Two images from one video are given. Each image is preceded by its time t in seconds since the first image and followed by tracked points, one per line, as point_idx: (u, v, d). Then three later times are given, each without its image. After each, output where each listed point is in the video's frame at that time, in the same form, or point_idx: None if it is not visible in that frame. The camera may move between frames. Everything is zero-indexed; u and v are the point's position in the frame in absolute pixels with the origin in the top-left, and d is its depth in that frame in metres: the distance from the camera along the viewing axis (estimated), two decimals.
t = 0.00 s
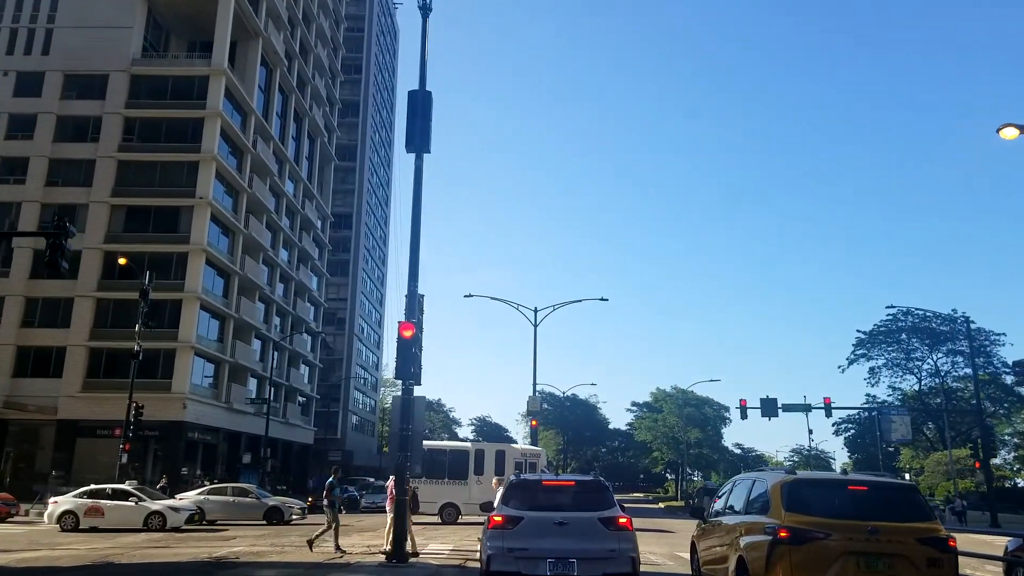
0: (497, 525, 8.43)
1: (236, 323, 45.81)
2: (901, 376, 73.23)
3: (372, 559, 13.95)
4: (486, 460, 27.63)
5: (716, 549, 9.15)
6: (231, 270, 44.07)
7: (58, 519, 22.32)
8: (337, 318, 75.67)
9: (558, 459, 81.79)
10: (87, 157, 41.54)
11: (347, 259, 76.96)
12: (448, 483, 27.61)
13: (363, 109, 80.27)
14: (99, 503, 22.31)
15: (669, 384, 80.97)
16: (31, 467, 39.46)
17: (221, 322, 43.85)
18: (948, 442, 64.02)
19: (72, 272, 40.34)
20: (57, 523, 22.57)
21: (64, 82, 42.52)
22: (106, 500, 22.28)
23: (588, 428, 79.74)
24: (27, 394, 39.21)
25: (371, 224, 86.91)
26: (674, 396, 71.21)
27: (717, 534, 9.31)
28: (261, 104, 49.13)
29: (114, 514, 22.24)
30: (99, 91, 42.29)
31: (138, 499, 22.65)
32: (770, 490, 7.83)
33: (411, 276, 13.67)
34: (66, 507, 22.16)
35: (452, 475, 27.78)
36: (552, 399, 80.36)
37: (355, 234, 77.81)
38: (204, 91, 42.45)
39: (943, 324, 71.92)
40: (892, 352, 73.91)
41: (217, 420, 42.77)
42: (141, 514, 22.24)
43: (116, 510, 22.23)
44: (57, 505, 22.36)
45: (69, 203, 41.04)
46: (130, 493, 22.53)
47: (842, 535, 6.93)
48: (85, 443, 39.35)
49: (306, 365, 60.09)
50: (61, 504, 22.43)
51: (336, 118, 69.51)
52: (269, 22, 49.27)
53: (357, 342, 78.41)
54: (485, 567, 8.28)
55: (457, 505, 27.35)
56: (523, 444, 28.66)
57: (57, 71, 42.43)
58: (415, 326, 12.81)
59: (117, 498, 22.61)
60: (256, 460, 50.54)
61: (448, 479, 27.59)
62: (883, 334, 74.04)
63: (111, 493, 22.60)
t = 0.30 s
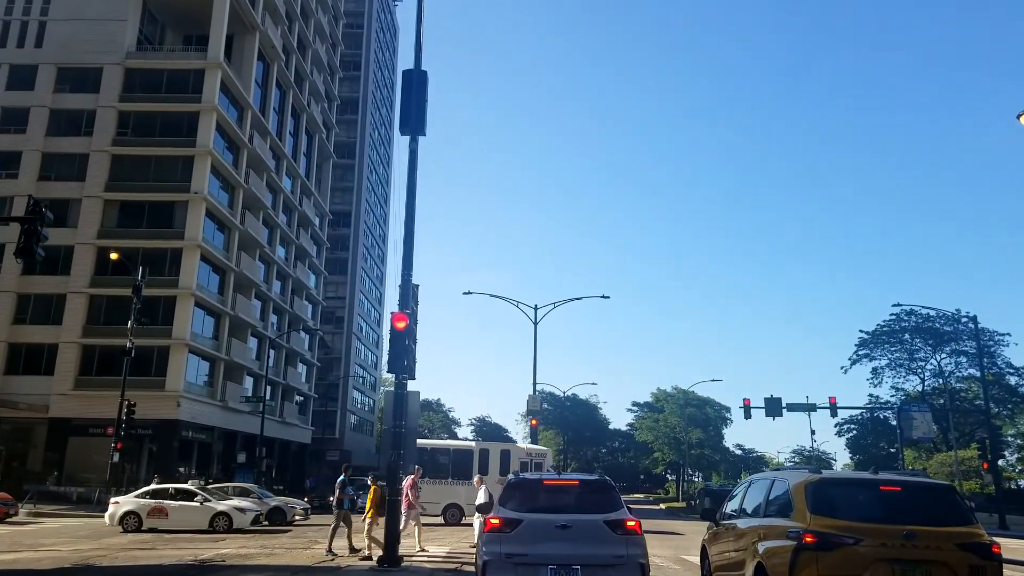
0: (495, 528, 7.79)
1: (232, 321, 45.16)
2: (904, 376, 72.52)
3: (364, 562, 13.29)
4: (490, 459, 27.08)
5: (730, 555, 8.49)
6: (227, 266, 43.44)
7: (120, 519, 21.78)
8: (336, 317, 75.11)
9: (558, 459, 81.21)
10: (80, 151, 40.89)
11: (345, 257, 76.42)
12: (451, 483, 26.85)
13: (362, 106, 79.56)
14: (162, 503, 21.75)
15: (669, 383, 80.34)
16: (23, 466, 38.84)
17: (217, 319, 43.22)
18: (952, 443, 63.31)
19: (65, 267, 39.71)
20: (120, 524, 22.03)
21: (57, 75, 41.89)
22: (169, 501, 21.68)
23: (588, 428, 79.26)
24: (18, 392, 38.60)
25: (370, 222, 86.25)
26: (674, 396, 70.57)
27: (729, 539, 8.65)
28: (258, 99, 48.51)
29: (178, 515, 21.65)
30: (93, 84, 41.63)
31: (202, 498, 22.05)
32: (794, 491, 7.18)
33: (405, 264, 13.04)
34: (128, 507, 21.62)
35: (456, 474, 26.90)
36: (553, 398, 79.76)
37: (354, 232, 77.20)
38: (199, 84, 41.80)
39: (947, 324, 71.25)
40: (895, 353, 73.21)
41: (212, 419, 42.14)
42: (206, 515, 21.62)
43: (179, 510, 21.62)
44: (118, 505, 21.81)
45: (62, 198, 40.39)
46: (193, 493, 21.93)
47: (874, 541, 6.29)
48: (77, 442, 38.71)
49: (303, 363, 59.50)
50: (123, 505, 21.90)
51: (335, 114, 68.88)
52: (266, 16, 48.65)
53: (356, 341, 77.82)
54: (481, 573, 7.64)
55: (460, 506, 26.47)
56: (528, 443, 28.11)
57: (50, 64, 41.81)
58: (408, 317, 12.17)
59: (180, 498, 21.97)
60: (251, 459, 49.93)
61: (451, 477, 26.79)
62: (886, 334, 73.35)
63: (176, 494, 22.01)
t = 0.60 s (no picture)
0: (492, 530, 7.26)
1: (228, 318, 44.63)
2: (908, 375, 71.84)
3: (358, 565, 12.72)
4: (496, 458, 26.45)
5: (745, 559, 7.93)
6: (223, 263, 42.89)
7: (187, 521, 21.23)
8: (335, 315, 74.61)
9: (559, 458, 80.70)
10: (74, 146, 40.35)
11: (344, 255, 75.84)
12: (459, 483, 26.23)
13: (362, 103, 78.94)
14: (230, 503, 21.38)
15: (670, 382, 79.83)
16: (17, 465, 38.32)
17: (213, 316, 42.69)
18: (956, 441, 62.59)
19: (59, 264, 39.19)
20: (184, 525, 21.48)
21: (51, 70, 41.35)
22: (237, 500, 21.34)
23: (589, 428, 78.82)
24: (11, 389, 38.07)
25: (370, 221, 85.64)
26: (676, 395, 69.98)
27: (744, 540, 8.07)
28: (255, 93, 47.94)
29: (247, 515, 21.26)
30: (87, 79, 41.09)
31: (269, 499, 21.74)
32: (817, 489, 6.62)
33: (399, 254, 12.50)
34: (197, 507, 21.13)
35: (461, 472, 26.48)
36: (553, 398, 79.36)
37: (353, 229, 76.65)
38: (195, 78, 41.24)
39: (951, 322, 70.60)
40: (899, 351, 72.53)
41: (208, 418, 41.61)
42: (277, 514, 21.30)
43: (248, 511, 21.29)
44: (185, 506, 21.31)
45: (55, 194, 39.85)
46: (260, 493, 21.61)
47: (907, 544, 5.73)
48: (71, 441, 38.18)
49: (302, 362, 59.01)
50: (190, 505, 21.39)
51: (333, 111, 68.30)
52: (263, 10, 48.05)
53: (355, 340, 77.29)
54: None
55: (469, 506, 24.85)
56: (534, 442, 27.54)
57: (44, 58, 41.28)
58: (403, 308, 11.64)
59: (247, 498, 21.65)
60: (248, 458, 49.38)
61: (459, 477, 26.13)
62: (890, 332, 72.68)
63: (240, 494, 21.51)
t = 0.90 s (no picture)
0: (489, 529, 6.78)
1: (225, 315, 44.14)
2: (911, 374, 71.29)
3: (351, 567, 12.24)
4: (500, 456, 25.97)
5: (758, 563, 7.46)
6: (220, 259, 42.43)
7: (257, 519, 20.71)
8: (334, 313, 74.22)
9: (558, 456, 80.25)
10: (69, 140, 39.88)
11: (343, 252, 75.38)
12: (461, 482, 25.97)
13: (361, 99, 78.38)
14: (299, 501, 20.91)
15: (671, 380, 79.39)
16: (10, 463, 37.86)
17: (209, 313, 42.20)
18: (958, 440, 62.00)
19: (53, 259, 38.73)
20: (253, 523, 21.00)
21: (46, 63, 40.87)
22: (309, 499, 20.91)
23: (589, 427, 78.43)
24: (4, 386, 37.58)
25: (370, 219, 85.15)
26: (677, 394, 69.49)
27: (758, 543, 7.59)
28: (253, 88, 47.46)
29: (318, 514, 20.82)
30: (83, 72, 40.62)
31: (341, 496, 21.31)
32: (842, 488, 6.14)
33: (394, 244, 12.04)
34: (266, 506, 20.62)
35: (466, 471, 26.03)
36: (553, 396, 79.00)
37: (353, 227, 76.15)
38: (191, 71, 40.75)
39: (954, 321, 70.05)
40: (901, 350, 71.97)
41: (204, 415, 41.17)
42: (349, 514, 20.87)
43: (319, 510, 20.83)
44: (254, 504, 20.82)
45: (50, 188, 39.37)
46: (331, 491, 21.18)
47: (941, 549, 5.26)
48: (65, 438, 37.75)
49: (301, 359, 58.62)
50: (259, 502, 20.90)
51: (333, 107, 67.73)
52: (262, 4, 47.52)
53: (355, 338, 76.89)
54: None
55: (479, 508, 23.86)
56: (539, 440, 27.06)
57: (39, 51, 40.79)
58: (398, 299, 11.14)
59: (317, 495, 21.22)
60: (245, 456, 48.89)
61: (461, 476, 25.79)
62: (892, 331, 72.12)
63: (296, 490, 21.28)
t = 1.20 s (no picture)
0: (485, 531, 6.39)
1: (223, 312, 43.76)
2: (913, 372, 70.87)
3: (346, 569, 11.85)
4: (503, 455, 25.57)
5: (772, 565, 7.07)
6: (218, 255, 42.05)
7: (330, 518, 20.09)
8: (333, 311, 73.85)
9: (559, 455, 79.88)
10: (65, 135, 39.47)
11: (343, 250, 75.03)
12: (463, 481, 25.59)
13: (361, 96, 77.87)
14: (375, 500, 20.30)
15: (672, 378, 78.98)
16: (6, 461, 37.50)
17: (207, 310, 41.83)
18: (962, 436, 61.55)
19: (49, 255, 38.35)
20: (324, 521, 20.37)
21: (42, 57, 40.48)
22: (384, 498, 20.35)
23: (590, 425, 78.12)
24: None
25: (370, 217, 84.75)
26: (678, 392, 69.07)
27: (771, 543, 7.20)
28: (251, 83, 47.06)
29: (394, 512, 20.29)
30: (79, 67, 40.22)
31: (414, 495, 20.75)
32: (865, 484, 5.75)
33: (390, 234, 11.67)
34: (341, 504, 20.01)
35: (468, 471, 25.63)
36: (553, 394, 78.72)
37: (352, 224, 75.73)
38: (188, 66, 40.35)
39: (957, 318, 69.61)
40: (904, 348, 71.55)
41: (202, 413, 40.78)
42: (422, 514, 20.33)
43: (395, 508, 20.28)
44: (328, 502, 20.10)
45: (46, 184, 38.98)
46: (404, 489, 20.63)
47: (973, 552, 4.88)
48: (61, 436, 37.44)
49: (299, 357, 58.26)
50: (332, 500, 20.22)
51: (332, 103, 67.29)
52: None
53: (354, 336, 76.50)
54: None
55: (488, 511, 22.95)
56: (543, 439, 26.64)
57: (35, 46, 40.41)
58: (393, 291, 10.78)
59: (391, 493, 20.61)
60: (243, 454, 48.52)
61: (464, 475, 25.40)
62: (895, 329, 71.69)
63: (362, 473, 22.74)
